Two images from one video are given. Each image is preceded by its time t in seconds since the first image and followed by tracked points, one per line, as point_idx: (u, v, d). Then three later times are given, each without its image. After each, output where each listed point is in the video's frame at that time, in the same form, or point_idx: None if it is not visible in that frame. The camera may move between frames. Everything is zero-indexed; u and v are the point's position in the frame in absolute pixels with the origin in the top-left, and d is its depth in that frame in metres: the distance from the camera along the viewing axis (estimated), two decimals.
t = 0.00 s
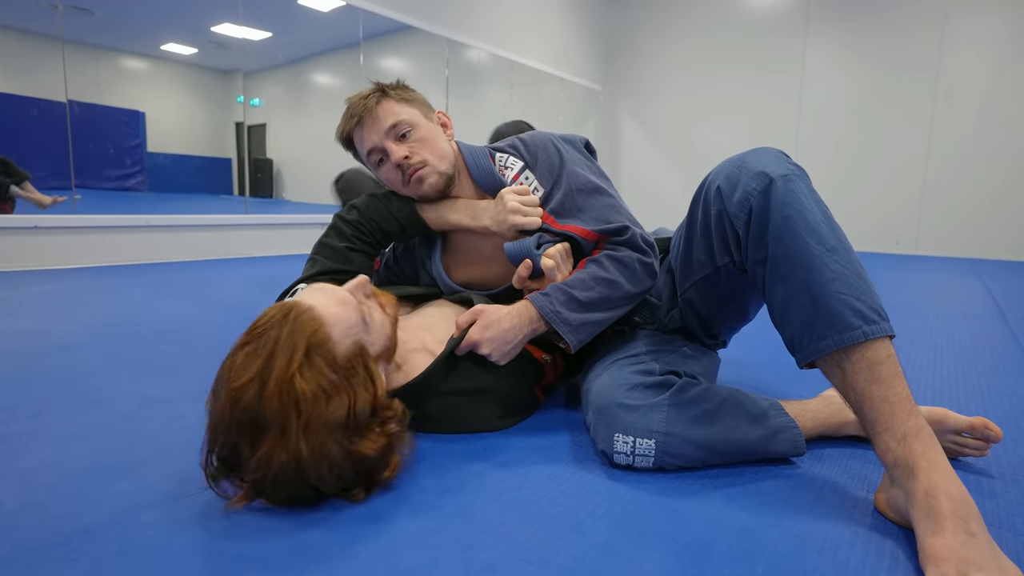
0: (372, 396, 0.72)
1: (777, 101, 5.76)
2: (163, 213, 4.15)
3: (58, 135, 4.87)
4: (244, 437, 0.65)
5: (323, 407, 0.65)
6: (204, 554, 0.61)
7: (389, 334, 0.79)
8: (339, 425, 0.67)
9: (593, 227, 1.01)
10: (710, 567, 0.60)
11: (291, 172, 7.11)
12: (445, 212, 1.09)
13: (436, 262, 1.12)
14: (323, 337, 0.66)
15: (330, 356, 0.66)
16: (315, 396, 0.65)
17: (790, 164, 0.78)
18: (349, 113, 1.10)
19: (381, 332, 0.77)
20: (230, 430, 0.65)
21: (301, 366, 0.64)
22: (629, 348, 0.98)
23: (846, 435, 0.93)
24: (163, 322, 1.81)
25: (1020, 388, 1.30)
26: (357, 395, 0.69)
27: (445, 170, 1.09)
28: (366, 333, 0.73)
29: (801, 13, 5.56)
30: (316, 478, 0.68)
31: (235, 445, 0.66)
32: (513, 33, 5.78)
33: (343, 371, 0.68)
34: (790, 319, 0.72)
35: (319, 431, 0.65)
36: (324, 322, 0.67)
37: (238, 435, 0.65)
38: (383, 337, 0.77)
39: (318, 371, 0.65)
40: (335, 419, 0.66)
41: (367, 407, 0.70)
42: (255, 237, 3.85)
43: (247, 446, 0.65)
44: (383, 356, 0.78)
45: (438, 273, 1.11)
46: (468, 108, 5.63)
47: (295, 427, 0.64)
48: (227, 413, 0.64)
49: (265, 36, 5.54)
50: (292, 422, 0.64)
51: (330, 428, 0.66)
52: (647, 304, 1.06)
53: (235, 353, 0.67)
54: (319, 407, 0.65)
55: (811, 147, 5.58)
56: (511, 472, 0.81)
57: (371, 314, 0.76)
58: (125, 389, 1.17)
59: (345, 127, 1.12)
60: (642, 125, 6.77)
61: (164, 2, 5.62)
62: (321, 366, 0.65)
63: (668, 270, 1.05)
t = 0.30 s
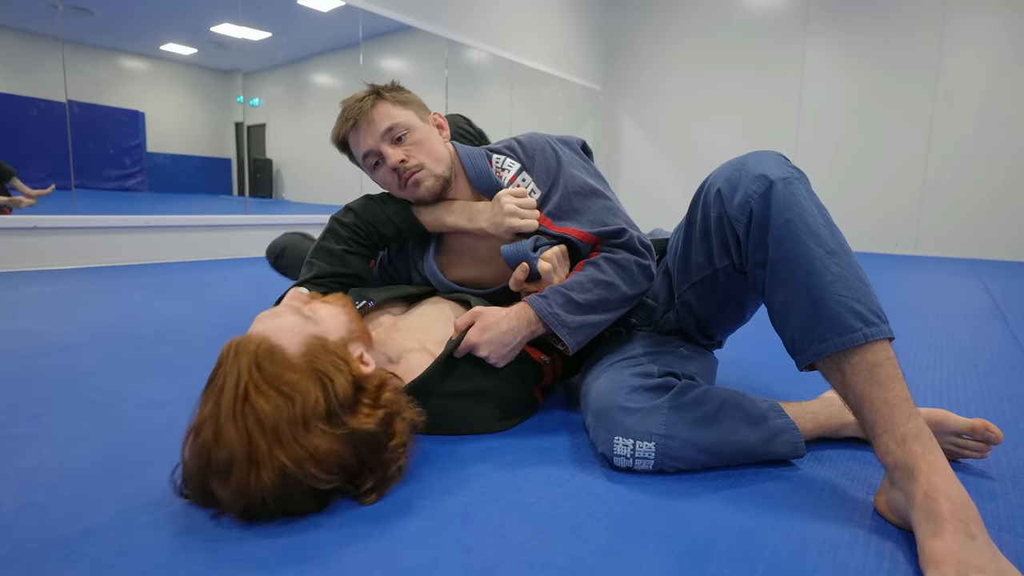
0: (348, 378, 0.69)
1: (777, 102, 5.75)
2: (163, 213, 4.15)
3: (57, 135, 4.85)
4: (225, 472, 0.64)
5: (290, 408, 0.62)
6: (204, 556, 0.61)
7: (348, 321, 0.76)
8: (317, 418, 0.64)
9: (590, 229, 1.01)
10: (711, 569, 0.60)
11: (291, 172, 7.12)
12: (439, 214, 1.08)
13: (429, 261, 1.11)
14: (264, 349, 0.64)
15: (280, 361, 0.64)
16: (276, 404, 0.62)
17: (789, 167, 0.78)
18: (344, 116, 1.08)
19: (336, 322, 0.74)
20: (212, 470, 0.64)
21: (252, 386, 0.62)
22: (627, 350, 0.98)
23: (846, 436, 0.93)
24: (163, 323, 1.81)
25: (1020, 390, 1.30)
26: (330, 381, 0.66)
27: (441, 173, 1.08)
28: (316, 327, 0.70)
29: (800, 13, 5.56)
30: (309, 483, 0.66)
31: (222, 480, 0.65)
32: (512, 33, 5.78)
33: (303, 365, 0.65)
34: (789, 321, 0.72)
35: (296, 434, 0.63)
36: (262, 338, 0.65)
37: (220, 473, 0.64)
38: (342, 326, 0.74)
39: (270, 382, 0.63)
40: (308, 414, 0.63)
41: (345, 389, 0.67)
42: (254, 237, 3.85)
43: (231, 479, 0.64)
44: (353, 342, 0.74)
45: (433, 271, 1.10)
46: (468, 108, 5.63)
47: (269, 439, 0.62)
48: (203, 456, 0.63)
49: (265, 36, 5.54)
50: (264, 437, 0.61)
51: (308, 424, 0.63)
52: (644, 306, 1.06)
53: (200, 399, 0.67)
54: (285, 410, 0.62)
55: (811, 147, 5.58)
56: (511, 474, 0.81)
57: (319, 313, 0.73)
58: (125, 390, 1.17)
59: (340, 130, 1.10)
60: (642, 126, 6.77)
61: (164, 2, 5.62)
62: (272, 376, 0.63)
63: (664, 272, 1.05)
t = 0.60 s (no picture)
0: (331, 409, 0.69)
1: (777, 102, 5.76)
2: (163, 213, 4.15)
3: (57, 136, 4.81)
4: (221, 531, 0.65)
5: (271, 455, 0.64)
6: (208, 559, 0.62)
7: (324, 345, 0.77)
8: (300, 457, 0.65)
9: (588, 231, 1.01)
10: (711, 570, 0.60)
11: (290, 172, 7.12)
12: (439, 215, 1.08)
13: (428, 262, 1.10)
14: (241, 402, 0.66)
15: (257, 410, 0.66)
16: (257, 454, 0.64)
17: (784, 172, 0.78)
18: (343, 117, 1.06)
19: (312, 350, 0.75)
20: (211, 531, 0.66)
21: (233, 442, 0.65)
22: (626, 352, 0.99)
23: (846, 438, 0.94)
24: (164, 324, 1.81)
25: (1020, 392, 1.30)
26: (310, 416, 0.67)
27: (440, 174, 1.07)
28: (293, 363, 0.71)
29: (800, 14, 5.57)
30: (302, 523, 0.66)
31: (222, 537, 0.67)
32: (512, 34, 5.77)
33: (280, 409, 0.66)
34: (786, 326, 0.73)
35: (282, 477, 0.64)
36: (239, 391, 0.67)
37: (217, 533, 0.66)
38: (319, 355, 0.75)
39: (250, 434, 0.65)
40: (290, 455, 0.65)
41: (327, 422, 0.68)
42: (254, 237, 3.85)
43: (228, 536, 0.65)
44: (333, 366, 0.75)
45: (430, 272, 1.09)
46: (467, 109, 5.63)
47: (254, 489, 0.63)
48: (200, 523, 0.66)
49: (265, 37, 5.54)
50: (249, 489, 0.63)
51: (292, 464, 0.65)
52: (643, 307, 1.06)
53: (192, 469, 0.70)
54: (266, 458, 0.64)
55: (809, 148, 5.59)
56: (513, 476, 0.82)
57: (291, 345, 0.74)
58: (128, 391, 1.17)
59: (340, 131, 1.08)
60: (641, 126, 6.78)
61: (164, 2, 5.62)
62: (251, 427, 0.65)
63: (662, 274, 1.05)
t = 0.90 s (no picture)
0: (328, 408, 0.69)
1: (779, 102, 5.76)
2: (163, 214, 4.14)
3: (59, 136, 4.87)
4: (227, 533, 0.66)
5: (269, 455, 0.64)
6: (219, 561, 0.62)
7: (326, 348, 0.77)
8: (299, 456, 0.66)
9: (593, 234, 1.01)
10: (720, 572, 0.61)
11: (291, 172, 7.12)
12: (445, 219, 1.08)
13: (433, 265, 1.11)
14: (240, 406, 0.67)
15: (256, 412, 0.66)
16: (256, 455, 0.65)
17: (790, 178, 0.78)
18: (351, 122, 1.07)
19: (313, 353, 0.75)
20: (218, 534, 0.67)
21: (234, 445, 0.65)
22: (632, 355, 0.99)
23: (851, 440, 0.94)
24: (167, 325, 1.81)
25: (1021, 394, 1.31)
26: (308, 416, 0.67)
27: (447, 178, 1.07)
28: (292, 365, 0.72)
29: (800, 14, 5.57)
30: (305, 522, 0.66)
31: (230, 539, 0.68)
32: (513, 34, 5.78)
33: (279, 411, 0.67)
34: (793, 329, 0.73)
35: (281, 477, 0.65)
36: (240, 394, 0.68)
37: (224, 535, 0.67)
38: (319, 356, 0.75)
39: (249, 436, 0.65)
40: (290, 455, 0.65)
41: (325, 421, 0.68)
42: (255, 238, 3.85)
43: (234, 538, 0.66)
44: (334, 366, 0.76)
45: (436, 275, 1.10)
46: (468, 110, 5.64)
47: (253, 490, 0.64)
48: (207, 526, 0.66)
49: (265, 37, 5.54)
50: (248, 490, 0.64)
51: (292, 464, 0.65)
52: (649, 310, 1.06)
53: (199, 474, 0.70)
54: (264, 459, 0.64)
55: (809, 149, 5.60)
56: (520, 478, 0.82)
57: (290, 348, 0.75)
58: (134, 394, 1.17)
59: (347, 135, 1.08)
60: (641, 126, 6.79)
61: (164, 2, 5.61)
62: (249, 430, 0.66)
63: (667, 276, 1.06)
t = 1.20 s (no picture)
0: (342, 414, 0.70)
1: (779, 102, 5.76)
2: (164, 214, 4.15)
3: (61, 137, 4.95)
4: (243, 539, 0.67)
5: (284, 462, 0.65)
6: (236, 565, 0.62)
7: (338, 352, 0.77)
8: (313, 463, 0.66)
9: (603, 239, 1.02)
10: None
11: (291, 172, 7.12)
12: (454, 223, 1.09)
13: (441, 269, 1.11)
14: (254, 412, 0.67)
15: (269, 419, 0.67)
16: (271, 462, 0.65)
17: (798, 184, 0.79)
18: (360, 127, 1.07)
19: (325, 359, 0.75)
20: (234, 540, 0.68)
21: (248, 451, 0.66)
22: (640, 358, 1.00)
23: (859, 443, 0.95)
24: (173, 327, 1.81)
25: None
26: (322, 422, 0.68)
27: (456, 183, 1.07)
28: (304, 371, 0.72)
29: (800, 15, 5.58)
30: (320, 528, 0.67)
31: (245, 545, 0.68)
32: (513, 35, 5.78)
33: (293, 417, 0.67)
34: (802, 334, 0.74)
35: (296, 483, 0.65)
36: (254, 400, 0.69)
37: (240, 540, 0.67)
38: (330, 361, 0.76)
39: (263, 442, 0.66)
40: (305, 461, 0.66)
41: (339, 427, 0.68)
42: (257, 239, 3.85)
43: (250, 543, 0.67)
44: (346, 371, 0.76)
45: (444, 279, 1.10)
46: (468, 111, 5.64)
47: (267, 497, 0.65)
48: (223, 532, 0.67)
49: (266, 37, 5.54)
50: (263, 497, 0.65)
51: (306, 471, 0.66)
52: (656, 314, 1.07)
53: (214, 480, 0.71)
54: (279, 466, 0.65)
55: (809, 150, 5.61)
56: (531, 482, 0.82)
57: (301, 354, 0.75)
58: (143, 397, 1.18)
59: (356, 140, 1.09)
60: (642, 127, 6.79)
61: (165, 2, 5.62)
62: (263, 436, 0.66)
63: (674, 280, 1.06)
